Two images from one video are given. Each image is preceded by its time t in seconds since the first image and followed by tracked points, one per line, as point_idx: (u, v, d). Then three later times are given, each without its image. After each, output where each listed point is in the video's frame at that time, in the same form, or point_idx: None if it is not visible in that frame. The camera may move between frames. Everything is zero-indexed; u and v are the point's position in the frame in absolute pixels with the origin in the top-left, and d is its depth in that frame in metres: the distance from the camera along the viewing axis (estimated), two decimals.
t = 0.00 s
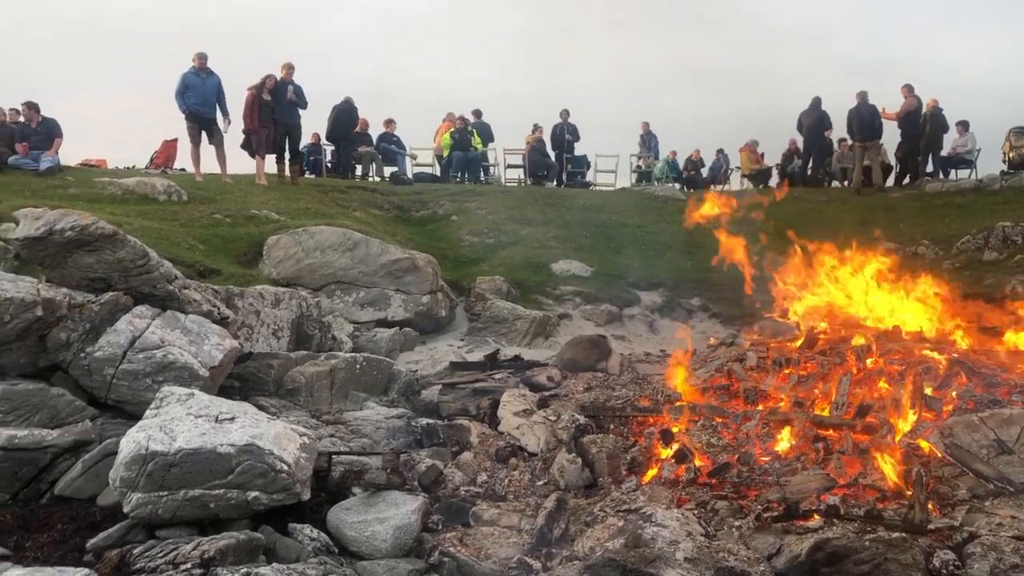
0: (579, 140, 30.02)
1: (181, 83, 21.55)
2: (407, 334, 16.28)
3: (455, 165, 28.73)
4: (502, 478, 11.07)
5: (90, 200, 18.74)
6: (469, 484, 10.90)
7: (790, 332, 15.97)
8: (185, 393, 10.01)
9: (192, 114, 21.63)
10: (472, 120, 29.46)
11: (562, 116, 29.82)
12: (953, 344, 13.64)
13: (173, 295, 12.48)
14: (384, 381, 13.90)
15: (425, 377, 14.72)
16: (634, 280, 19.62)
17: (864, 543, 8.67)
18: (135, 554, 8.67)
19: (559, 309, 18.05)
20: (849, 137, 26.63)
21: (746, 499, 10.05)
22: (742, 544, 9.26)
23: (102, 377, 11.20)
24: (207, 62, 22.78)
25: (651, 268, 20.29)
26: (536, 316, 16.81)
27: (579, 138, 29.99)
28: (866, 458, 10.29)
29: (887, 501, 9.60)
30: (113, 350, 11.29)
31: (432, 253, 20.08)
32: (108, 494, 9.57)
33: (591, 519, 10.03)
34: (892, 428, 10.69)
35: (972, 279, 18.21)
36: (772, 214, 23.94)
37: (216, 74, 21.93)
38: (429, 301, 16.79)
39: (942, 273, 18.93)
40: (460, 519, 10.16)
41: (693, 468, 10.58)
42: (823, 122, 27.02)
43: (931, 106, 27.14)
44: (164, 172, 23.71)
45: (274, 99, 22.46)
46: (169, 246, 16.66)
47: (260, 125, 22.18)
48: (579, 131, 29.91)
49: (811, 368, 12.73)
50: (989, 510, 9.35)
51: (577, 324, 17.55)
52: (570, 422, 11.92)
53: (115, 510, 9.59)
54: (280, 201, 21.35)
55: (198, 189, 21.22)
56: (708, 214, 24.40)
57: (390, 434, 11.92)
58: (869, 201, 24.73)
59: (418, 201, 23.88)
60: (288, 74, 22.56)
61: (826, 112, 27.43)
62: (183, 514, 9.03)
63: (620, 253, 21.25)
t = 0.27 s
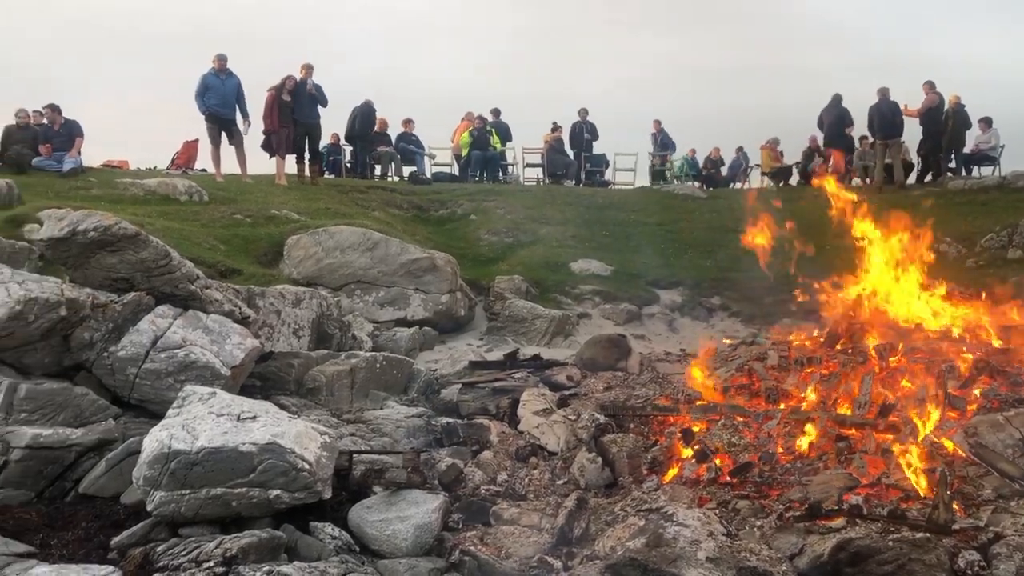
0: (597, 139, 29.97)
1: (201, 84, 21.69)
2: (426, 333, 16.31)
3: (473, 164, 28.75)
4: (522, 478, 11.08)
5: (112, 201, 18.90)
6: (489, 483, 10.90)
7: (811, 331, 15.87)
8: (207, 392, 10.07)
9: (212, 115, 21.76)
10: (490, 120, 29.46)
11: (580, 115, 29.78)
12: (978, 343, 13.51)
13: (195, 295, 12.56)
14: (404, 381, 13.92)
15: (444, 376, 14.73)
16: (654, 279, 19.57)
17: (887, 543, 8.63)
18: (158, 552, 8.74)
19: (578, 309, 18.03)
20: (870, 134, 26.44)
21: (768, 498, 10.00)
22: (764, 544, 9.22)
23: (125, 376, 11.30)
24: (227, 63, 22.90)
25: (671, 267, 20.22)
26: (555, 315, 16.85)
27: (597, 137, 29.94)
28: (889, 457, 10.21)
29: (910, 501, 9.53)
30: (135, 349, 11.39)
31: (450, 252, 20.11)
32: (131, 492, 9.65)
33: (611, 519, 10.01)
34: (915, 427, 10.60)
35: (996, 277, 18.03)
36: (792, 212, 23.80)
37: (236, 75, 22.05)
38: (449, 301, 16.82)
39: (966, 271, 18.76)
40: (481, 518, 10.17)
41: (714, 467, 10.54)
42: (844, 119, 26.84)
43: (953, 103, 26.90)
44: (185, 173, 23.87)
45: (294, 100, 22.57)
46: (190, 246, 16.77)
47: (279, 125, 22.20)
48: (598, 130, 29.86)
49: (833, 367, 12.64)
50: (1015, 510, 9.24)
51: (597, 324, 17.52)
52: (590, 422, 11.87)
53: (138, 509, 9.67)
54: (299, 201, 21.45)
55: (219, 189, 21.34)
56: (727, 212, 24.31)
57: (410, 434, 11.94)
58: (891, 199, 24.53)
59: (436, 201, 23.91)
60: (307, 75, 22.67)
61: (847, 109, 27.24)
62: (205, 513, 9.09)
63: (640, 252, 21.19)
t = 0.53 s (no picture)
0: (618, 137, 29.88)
1: (223, 85, 21.82)
2: (447, 332, 16.33)
3: (494, 163, 28.73)
4: (545, 476, 11.04)
5: (136, 201, 19.05)
6: (511, 482, 10.89)
7: (835, 329, 15.76)
8: (231, 391, 10.13)
9: (234, 115, 21.88)
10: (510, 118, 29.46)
11: (601, 113, 29.70)
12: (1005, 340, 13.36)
13: (218, 294, 12.66)
14: (425, 380, 13.93)
15: (466, 374, 14.74)
16: (675, 277, 19.49)
17: (913, 543, 8.56)
18: (183, 550, 8.80)
19: (599, 307, 17.99)
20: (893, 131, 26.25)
21: (792, 498, 9.93)
22: (787, 544, 9.16)
23: (149, 375, 11.40)
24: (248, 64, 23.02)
25: (692, 266, 20.14)
26: (576, 314, 16.82)
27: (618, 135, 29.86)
28: (915, 457, 10.12)
29: (936, 501, 9.45)
30: (160, 348, 11.50)
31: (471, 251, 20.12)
32: (157, 491, 9.75)
33: (634, 518, 9.98)
34: (941, 427, 10.50)
35: None
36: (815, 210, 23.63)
37: (257, 75, 22.15)
38: (470, 299, 16.83)
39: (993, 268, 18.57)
40: (503, 517, 10.17)
41: (738, 467, 10.49)
42: (868, 115, 26.74)
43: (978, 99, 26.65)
44: (208, 174, 24.02)
45: (315, 100, 22.68)
46: (214, 246, 16.88)
47: (300, 125, 22.23)
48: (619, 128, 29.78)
49: (857, 365, 12.53)
50: None
51: (618, 322, 17.47)
52: (612, 421, 11.86)
53: (163, 506, 9.74)
54: (321, 201, 21.53)
55: (241, 189, 21.46)
56: (749, 210, 24.17)
57: (431, 432, 11.95)
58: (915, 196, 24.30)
59: (457, 200, 23.93)
60: (328, 74, 22.75)
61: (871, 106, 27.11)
62: (230, 511, 9.15)
63: (661, 250, 21.10)
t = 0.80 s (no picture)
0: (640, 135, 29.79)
1: (246, 85, 21.95)
2: (469, 330, 16.34)
3: (515, 162, 28.67)
4: (568, 476, 10.91)
5: (161, 201, 19.20)
6: (534, 480, 10.85)
7: (860, 328, 15.63)
8: (255, 389, 10.18)
9: (257, 116, 22.01)
10: (531, 117, 29.46)
11: (622, 111, 29.62)
12: None
13: (242, 293, 12.73)
14: (448, 378, 13.93)
15: (488, 373, 14.73)
16: (698, 276, 19.40)
17: (941, 544, 8.49)
18: (208, 547, 8.86)
19: (621, 306, 17.94)
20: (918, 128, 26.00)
21: (817, 498, 9.86)
22: (813, 544, 9.10)
23: (174, 373, 11.50)
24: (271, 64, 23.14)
25: (715, 264, 20.03)
26: (598, 313, 16.78)
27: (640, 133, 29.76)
28: (942, 457, 10.01)
29: (964, 502, 9.36)
30: (185, 347, 11.59)
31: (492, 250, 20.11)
32: (182, 489, 9.85)
33: (658, 517, 9.94)
34: (969, 427, 10.36)
35: None
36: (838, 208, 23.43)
37: (280, 76, 22.26)
38: (491, 298, 16.84)
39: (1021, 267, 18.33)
40: (526, 516, 10.16)
41: (762, 466, 10.41)
42: (892, 113, 26.42)
43: (1005, 95, 26.33)
44: (231, 173, 24.17)
45: (337, 100, 22.75)
46: (238, 245, 16.98)
47: (321, 125, 22.40)
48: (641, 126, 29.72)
49: (883, 365, 12.40)
50: None
51: (640, 322, 17.41)
52: (635, 420, 11.87)
53: (189, 504, 9.83)
54: (343, 200, 21.61)
55: (264, 189, 21.57)
56: (772, 208, 24.02)
57: (454, 431, 11.96)
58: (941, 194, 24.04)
59: (478, 199, 23.94)
60: (350, 74, 22.81)
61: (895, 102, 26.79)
62: (254, 508, 9.20)
63: (684, 249, 21.00)
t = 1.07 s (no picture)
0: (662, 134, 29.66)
1: (269, 86, 22.06)
2: (491, 330, 16.33)
3: (536, 161, 28.62)
4: (591, 475, 10.92)
5: (186, 201, 19.34)
6: (556, 480, 10.82)
7: (885, 327, 15.48)
8: (279, 388, 10.22)
9: (280, 116, 22.12)
10: (552, 116, 29.45)
11: (644, 109, 29.50)
12: None
13: (266, 292, 12.79)
14: (470, 377, 13.91)
15: (510, 373, 14.71)
16: (721, 275, 19.29)
17: (969, 546, 8.44)
18: (233, 544, 8.92)
19: (644, 305, 17.86)
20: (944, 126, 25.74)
21: (842, 498, 9.78)
22: (839, 545, 9.03)
23: (199, 372, 11.60)
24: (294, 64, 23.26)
25: (738, 263, 19.91)
26: (620, 312, 16.74)
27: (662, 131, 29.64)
28: (970, 459, 9.90)
29: (993, 504, 9.26)
30: (209, 346, 11.68)
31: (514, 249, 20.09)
32: (207, 486, 9.93)
33: (682, 518, 9.88)
34: (998, 427, 10.23)
35: None
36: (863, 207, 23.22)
37: (303, 76, 22.36)
38: (513, 297, 16.84)
39: None
40: (548, 515, 10.15)
41: (787, 466, 10.33)
42: (919, 108, 26.27)
43: None
44: (255, 173, 24.31)
45: (359, 99, 22.83)
46: (261, 244, 17.06)
47: (344, 125, 22.50)
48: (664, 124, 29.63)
49: (909, 364, 12.27)
50: None
51: (663, 321, 17.34)
52: (659, 420, 11.82)
53: (213, 501, 9.90)
54: (366, 200, 21.67)
55: (287, 188, 21.67)
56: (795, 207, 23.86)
57: (476, 430, 11.96)
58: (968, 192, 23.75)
59: (500, 198, 23.92)
60: (371, 74, 22.85)
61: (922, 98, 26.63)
62: (278, 506, 9.25)
63: (707, 248, 20.89)
